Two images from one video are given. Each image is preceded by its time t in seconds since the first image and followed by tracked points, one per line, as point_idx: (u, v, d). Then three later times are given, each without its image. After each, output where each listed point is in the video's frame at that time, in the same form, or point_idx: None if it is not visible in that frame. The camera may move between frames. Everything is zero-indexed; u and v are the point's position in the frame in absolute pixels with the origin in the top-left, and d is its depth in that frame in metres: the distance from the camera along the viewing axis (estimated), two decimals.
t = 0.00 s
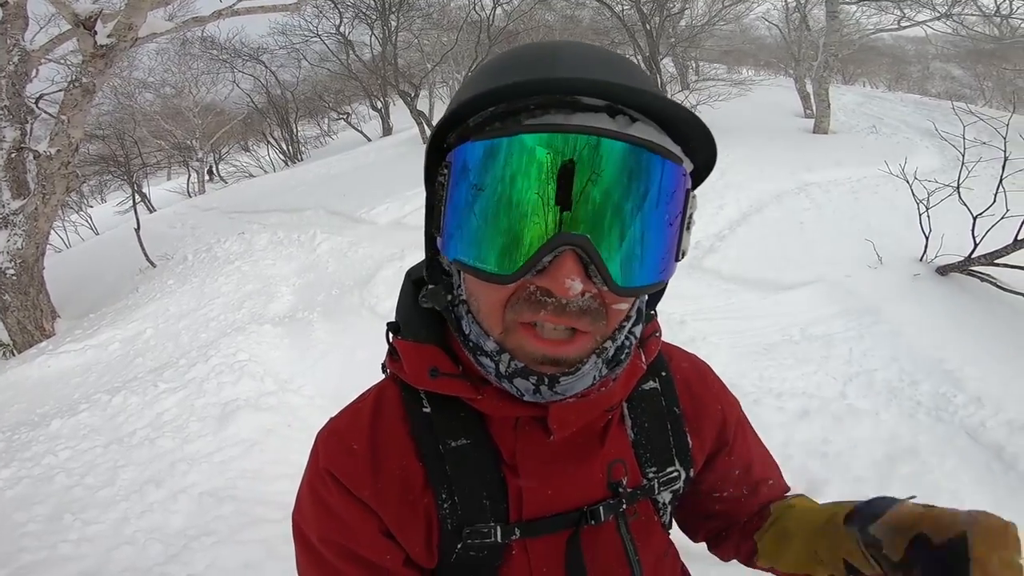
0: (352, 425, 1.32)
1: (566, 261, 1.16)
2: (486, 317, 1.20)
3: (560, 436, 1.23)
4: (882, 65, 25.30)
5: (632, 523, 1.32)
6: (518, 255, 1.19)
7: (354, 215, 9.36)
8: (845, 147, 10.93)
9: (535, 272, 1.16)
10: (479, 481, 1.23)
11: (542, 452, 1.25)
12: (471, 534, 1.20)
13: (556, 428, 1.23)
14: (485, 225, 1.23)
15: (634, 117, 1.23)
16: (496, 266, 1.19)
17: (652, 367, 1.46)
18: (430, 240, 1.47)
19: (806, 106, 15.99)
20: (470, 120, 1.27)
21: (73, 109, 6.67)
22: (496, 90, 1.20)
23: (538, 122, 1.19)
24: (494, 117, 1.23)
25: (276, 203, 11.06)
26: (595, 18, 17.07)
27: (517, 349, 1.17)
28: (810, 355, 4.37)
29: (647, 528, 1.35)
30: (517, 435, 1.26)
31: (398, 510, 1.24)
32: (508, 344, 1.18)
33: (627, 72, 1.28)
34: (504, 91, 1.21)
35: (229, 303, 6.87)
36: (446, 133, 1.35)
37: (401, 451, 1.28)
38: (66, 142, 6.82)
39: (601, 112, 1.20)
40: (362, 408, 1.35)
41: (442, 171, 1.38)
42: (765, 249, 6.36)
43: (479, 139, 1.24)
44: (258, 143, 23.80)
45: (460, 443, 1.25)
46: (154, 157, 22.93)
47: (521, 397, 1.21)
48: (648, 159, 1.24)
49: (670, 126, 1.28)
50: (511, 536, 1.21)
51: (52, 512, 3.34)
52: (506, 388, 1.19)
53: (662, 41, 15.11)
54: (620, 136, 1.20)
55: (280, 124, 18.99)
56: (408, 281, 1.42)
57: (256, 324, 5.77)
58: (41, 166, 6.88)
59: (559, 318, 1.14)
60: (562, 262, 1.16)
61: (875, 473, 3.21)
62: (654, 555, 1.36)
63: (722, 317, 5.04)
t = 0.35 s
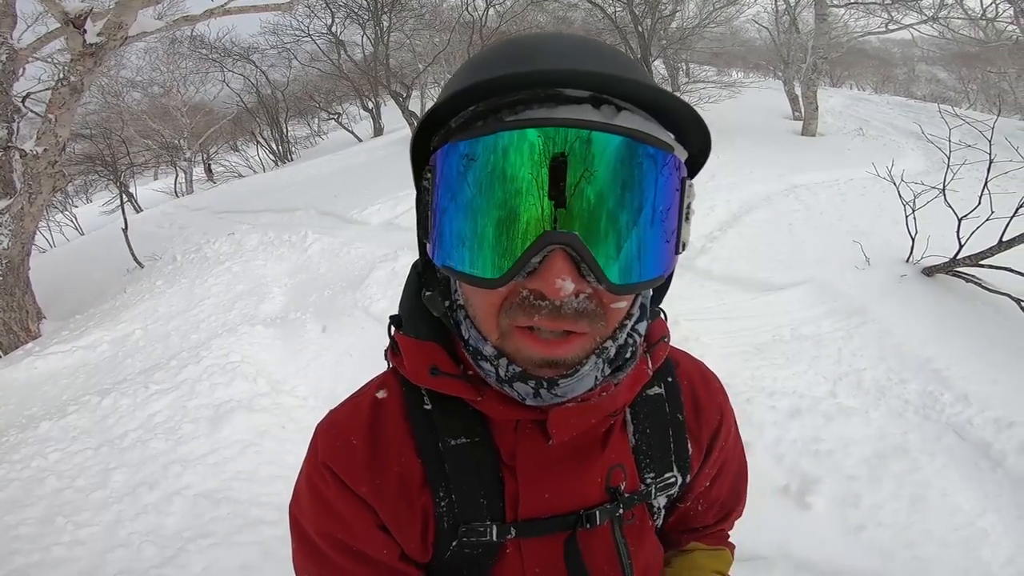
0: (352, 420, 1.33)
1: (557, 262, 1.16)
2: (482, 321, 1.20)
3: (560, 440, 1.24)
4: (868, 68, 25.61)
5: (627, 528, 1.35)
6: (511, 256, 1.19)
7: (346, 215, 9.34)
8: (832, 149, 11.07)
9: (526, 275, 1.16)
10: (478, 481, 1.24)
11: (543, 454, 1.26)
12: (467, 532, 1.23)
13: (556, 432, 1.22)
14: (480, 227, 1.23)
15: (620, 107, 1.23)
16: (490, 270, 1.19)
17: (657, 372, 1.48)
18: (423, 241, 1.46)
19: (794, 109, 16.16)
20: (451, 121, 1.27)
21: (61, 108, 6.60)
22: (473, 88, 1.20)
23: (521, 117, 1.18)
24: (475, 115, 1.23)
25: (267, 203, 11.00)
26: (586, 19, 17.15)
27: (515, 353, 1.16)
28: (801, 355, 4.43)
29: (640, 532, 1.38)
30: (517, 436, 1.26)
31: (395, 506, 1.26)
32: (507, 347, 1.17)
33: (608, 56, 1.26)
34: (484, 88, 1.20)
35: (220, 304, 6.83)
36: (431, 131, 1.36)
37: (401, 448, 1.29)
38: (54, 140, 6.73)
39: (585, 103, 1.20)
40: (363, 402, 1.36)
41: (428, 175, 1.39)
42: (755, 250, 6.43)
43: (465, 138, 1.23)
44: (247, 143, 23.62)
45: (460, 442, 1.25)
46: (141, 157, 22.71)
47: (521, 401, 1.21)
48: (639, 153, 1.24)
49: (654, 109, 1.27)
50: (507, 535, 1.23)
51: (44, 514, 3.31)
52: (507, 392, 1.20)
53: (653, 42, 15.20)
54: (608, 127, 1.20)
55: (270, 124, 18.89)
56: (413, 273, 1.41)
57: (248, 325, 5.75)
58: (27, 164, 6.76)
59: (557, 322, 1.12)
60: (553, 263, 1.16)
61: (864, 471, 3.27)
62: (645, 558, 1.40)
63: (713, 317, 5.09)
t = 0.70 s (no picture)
0: (338, 422, 1.33)
1: (527, 259, 1.18)
2: (454, 318, 1.22)
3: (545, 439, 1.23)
4: (864, 69, 25.76)
5: (616, 520, 1.36)
6: (481, 252, 1.21)
7: (344, 215, 9.34)
8: (829, 150, 11.13)
9: (496, 271, 1.18)
10: (466, 480, 1.24)
11: (529, 450, 1.26)
12: (459, 530, 1.24)
13: (540, 431, 1.22)
14: (452, 223, 1.25)
15: (591, 99, 1.24)
16: (462, 267, 1.22)
17: (643, 363, 1.47)
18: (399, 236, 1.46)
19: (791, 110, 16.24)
20: (421, 116, 1.30)
21: (58, 107, 6.57)
22: (439, 81, 1.22)
23: (489, 111, 1.20)
24: (444, 109, 1.25)
25: (265, 202, 10.99)
26: (585, 20, 17.18)
27: (487, 349, 1.18)
28: (800, 353, 4.45)
29: (629, 524, 1.39)
30: (504, 434, 1.27)
31: (385, 507, 1.27)
32: (479, 345, 1.19)
33: (578, 44, 1.26)
34: (451, 83, 1.22)
35: (219, 303, 6.82)
36: (401, 126, 1.38)
37: (388, 449, 1.29)
38: (51, 139, 6.69)
39: (555, 95, 1.21)
40: (348, 403, 1.36)
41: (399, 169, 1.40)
42: (754, 250, 6.46)
43: (435, 133, 1.25)
44: (244, 143, 23.56)
45: (447, 442, 1.26)
46: (136, 156, 22.62)
47: (497, 400, 1.22)
48: (612, 144, 1.25)
49: (623, 98, 1.27)
50: (499, 532, 1.24)
51: (45, 514, 3.30)
52: (483, 392, 1.21)
53: (651, 43, 15.25)
54: (577, 119, 1.21)
55: (266, 123, 18.86)
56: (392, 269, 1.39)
57: (248, 324, 5.74)
58: (24, 163, 6.71)
59: (528, 319, 1.14)
60: (522, 260, 1.18)
61: (867, 466, 3.30)
62: (634, 548, 1.41)
63: (713, 315, 5.12)
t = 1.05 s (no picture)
0: (327, 423, 1.30)
1: (527, 252, 1.19)
2: (451, 307, 1.22)
3: (537, 425, 1.25)
4: (864, 72, 25.81)
5: (605, 507, 1.35)
6: (481, 246, 1.21)
7: (345, 215, 9.33)
8: (830, 153, 11.15)
9: (497, 263, 1.19)
10: (459, 474, 1.24)
11: (518, 440, 1.27)
12: (455, 526, 1.22)
13: (533, 418, 1.24)
14: (451, 216, 1.25)
15: (589, 109, 1.26)
16: (459, 258, 1.21)
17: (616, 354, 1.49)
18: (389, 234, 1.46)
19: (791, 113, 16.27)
20: (427, 116, 1.29)
21: (60, 105, 6.58)
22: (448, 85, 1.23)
23: (495, 115, 1.21)
24: (452, 111, 1.25)
25: (266, 202, 10.98)
26: (586, 22, 17.20)
27: (483, 336, 1.18)
28: (803, 355, 4.45)
29: (617, 513, 1.38)
30: (493, 427, 1.27)
31: (378, 508, 1.24)
32: (474, 333, 1.19)
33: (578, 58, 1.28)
34: (458, 86, 1.22)
35: (219, 302, 6.80)
36: (405, 128, 1.38)
37: (378, 448, 1.27)
38: (52, 137, 6.69)
39: (556, 104, 1.23)
40: (334, 405, 1.34)
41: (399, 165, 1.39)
42: (756, 252, 6.47)
43: (439, 133, 1.25)
44: (244, 143, 23.56)
45: (438, 437, 1.25)
46: (136, 156, 22.62)
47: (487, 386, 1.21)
48: (603, 154, 1.27)
49: (621, 114, 1.30)
50: (494, 524, 1.23)
51: (43, 514, 3.29)
52: (471, 377, 1.20)
53: (652, 46, 15.28)
54: (576, 127, 1.22)
55: (267, 124, 18.86)
56: (374, 274, 1.37)
57: (249, 323, 5.74)
58: (25, 161, 6.72)
59: (524, 310, 1.15)
60: (523, 253, 1.19)
61: (872, 467, 3.29)
62: (625, 536, 1.40)
63: (716, 317, 5.12)
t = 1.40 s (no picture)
0: (319, 441, 1.28)
1: (508, 257, 1.15)
2: (433, 321, 1.18)
3: (534, 437, 1.22)
4: (877, 73, 25.55)
5: (608, 516, 1.33)
6: (463, 253, 1.18)
7: (353, 212, 9.32)
8: (842, 154, 11.03)
9: (476, 271, 1.15)
10: (459, 488, 1.21)
11: (519, 452, 1.24)
12: (457, 541, 1.19)
13: (530, 430, 1.21)
14: (431, 223, 1.22)
15: (568, 108, 1.24)
16: (440, 267, 1.18)
17: (615, 362, 1.49)
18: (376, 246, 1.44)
19: (803, 114, 16.11)
20: (405, 122, 1.28)
21: (72, 101, 6.60)
22: (425, 88, 1.22)
23: (471, 118, 1.19)
24: (430, 116, 1.23)
25: (274, 199, 10.99)
26: (597, 20, 17.10)
27: (468, 350, 1.14)
28: (812, 359, 4.40)
29: (620, 521, 1.36)
30: (491, 439, 1.24)
31: (375, 524, 1.22)
32: (460, 349, 1.15)
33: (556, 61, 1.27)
34: (436, 90, 1.21)
35: (227, 298, 6.80)
36: (385, 135, 1.36)
37: (373, 464, 1.25)
38: (64, 133, 6.73)
39: (534, 105, 1.21)
40: (327, 421, 1.31)
41: (381, 176, 1.37)
42: (765, 254, 6.40)
43: (417, 139, 1.23)
44: (254, 140, 23.61)
45: (435, 451, 1.22)
46: (147, 152, 22.72)
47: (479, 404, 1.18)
48: (587, 155, 1.24)
49: (601, 112, 1.28)
50: (496, 537, 1.20)
51: (47, 511, 3.28)
52: (464, 396, 1.17)
53: (663, 45, 15.18)
54: (555, 125, 1.20)
55: (276, 120, 18.88)
56: (364, 287, 1.35)
57: (255, 320, 5.73)
58: (36, 156, 6.76)
59: (508, 317, 1.11)
60: (504, 259, 1.15)
61: (882, 474, 3.24)
62: (630, 544, 1.38)
63: (724, 320, 5.07)
